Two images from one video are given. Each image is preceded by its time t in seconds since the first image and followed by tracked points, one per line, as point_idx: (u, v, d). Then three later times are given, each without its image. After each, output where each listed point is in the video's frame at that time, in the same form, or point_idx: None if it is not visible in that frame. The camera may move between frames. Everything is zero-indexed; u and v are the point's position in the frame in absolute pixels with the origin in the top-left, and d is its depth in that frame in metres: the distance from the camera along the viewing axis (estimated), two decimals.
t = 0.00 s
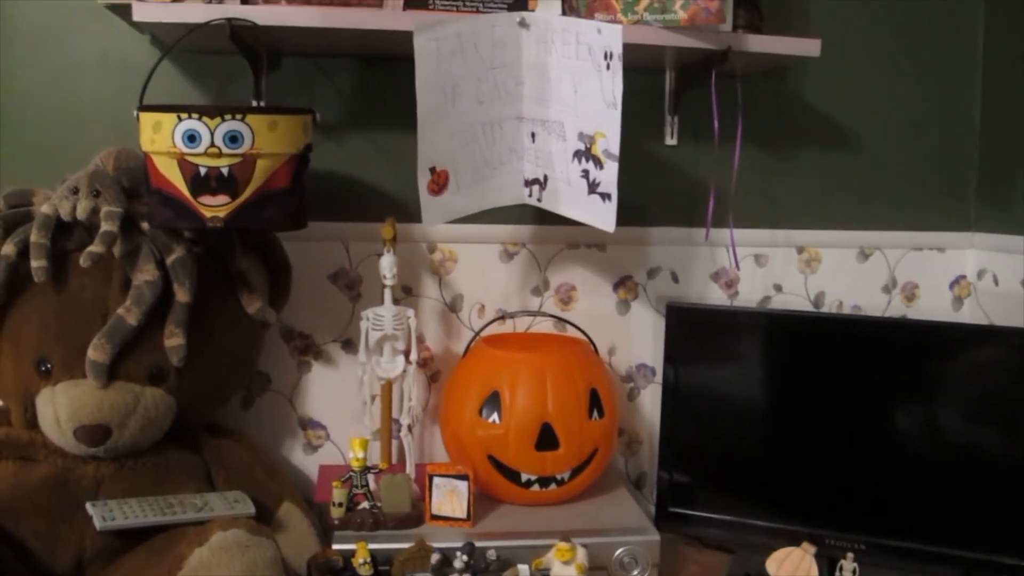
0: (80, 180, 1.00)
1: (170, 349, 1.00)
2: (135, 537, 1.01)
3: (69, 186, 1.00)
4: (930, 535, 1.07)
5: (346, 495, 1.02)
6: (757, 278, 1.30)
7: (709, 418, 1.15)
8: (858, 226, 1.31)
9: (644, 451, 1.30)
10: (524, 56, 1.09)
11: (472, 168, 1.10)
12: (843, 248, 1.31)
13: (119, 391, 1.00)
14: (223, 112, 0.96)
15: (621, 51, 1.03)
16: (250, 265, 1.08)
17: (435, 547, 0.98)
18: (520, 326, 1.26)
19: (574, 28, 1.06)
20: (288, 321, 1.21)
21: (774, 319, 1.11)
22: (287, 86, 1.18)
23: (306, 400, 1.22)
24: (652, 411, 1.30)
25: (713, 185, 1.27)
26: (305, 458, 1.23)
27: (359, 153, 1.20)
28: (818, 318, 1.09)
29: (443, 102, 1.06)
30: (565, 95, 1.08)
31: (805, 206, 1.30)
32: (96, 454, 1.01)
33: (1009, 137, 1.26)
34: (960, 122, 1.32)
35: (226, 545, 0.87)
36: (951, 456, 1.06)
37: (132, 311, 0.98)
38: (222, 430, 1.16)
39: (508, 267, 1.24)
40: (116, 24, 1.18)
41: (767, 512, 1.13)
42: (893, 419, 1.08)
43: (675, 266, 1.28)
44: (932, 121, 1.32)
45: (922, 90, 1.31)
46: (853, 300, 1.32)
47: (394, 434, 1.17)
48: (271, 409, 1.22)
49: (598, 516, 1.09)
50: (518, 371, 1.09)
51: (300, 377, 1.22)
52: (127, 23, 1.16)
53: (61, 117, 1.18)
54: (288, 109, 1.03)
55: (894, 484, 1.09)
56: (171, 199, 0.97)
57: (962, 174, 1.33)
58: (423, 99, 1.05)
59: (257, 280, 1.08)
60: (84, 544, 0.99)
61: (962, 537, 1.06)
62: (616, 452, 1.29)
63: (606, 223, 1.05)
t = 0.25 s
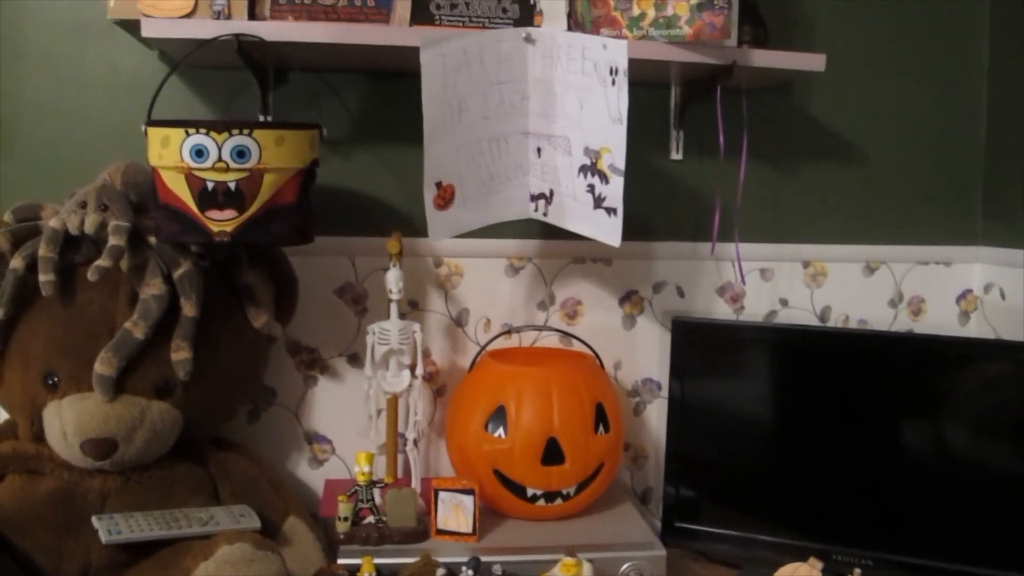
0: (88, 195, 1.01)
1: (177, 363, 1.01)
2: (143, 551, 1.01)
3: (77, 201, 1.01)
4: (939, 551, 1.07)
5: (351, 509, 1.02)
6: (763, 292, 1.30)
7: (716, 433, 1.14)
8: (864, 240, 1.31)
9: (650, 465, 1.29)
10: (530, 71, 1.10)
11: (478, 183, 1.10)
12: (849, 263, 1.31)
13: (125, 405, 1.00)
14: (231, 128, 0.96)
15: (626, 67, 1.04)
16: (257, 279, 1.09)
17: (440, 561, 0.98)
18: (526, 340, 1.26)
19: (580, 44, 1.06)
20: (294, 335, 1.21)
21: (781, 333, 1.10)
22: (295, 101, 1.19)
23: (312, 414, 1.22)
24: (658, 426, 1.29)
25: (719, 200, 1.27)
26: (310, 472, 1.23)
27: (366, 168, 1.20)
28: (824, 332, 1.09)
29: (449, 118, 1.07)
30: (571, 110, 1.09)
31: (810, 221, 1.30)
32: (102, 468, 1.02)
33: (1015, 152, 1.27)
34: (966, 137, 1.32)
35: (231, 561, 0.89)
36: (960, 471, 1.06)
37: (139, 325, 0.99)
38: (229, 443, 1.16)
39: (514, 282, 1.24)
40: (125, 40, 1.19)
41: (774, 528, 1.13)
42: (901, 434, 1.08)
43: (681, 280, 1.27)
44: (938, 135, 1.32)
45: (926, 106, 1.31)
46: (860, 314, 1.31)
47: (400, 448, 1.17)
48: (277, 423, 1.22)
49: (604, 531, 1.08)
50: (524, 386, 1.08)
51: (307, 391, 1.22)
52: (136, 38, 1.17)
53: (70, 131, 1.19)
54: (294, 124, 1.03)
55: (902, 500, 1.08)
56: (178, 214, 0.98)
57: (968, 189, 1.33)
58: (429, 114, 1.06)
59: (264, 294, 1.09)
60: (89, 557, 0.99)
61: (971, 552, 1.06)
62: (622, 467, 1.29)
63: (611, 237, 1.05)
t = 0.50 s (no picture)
0: (96, 208, 1.02)
1: (183, 376, 1.01)
2: (146, 563, 1.01)
3: (85, 214, 1.02)
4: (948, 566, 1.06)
5: (357, 523, 1.01)
6: (768, 305, 1.29)
7: (722, 446, 1.14)
8: (869, 253, 1.31)
9: (656, 479, 1.29)
10: (536, 85, 1.10)
11: (484, 197, 1.10)
12: (855, 276, 1.31)
13: (131, 418, 1.01)
14: (238, 142, 0.97)
15: (632, 81, 1.05)
16: (263, 292, 1.09)
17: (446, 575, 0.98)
18: (531, 354, 1.26)
19: (585, 58, 1.07)
20: (300, 348, 1.22)
21: (787, 347, 1.10)
22: (301, 115, 1.20)
23: (318, 427, 1.22)
24: (664, 439, 1.29)
25: (724, 214, 1.27)
26: (316, 485, 1.23)
27: (372, 181, 1.21)
28: (830, 345, 1.09)
29: (454, 132, 1.08)
30: (576, 124, 1.09)
31: (816, 234, 1.30)
32: (108, 481, 1.02)
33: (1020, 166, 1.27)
34: (971, 151, 1.32)
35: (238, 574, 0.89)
36: (967, 485, 1.05)
37: (145, 338, 0.99)
38: (234, 456, 1.16)
39: (520, 295, 1.24)
40: (133, 54, 1.20)
41: (781, 542, 1.12)
42: (907, 448, 1.07)
43: (686, 293, 1.27)
44: (943, 148, 1.32)
45: (931, 119, 1.32)
46: (866, 328, 1.31)
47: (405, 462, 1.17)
48: (282, 436, 1.22)
49: (610, 545, 1.08)
50: (529, 399, 1.08)
51: (312, 404, 1.22)
52: (144, 53, 1.18)
53: (78, 144, 1.20)
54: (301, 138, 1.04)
55: (909, 514, 1.07)
56: (185, 227, 0.98)
57: (973, 202, 1.33)
58: (436, 127, 1.07)
59: (269, 307, 1.09)
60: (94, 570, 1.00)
61: (979, 567, 1.05)
62: (628, 481, 1.28)
63: (617, 251, 1.06)
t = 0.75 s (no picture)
0: (102, 223, 1.02)
1: (188, 391, 1.01)
2: None
3: (92, 230, 1.02)
4: None
5: (361, 538, 1.01)
6: (773, 321, 1.29)
7: (728, 463, 1.14)
8: (874, 269, 1.31)
9: (661, 496, 1.28)
10: (541, 102, 1.10)
11: (489, 213, 1.11)
12: (860, 291, 1.30)
13: (137, 433, 1.01)
14: (244, 158, 0.98)
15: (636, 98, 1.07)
16: (268, 308, 1.09)
17: None
18: (536, 370, 1.25)
19: (589, 75, 1.08)
20: (305, 364, 1.22)
21: (793, 363, 1.10)
22: (307, 131, 1.20)
23: (322, 443, 1.22)
24: (669, 455, 1.28)
25: (729, 229, 1.27)
26: (320, 501, 1.22)
27: (377, 197, 1.21)
28: (836, 361, 1.09)
29: (459, 148, 1.09)
30: (581, 140, 1.10)
31: (821, 250, 1.30)
32: (113, 496, 1.02)
33: None
34: (975, 167, 1.33)
35: None
36: (975, 501, 1.05)
37: (151, 353, 0.99)
38: (239, 472, 1.16)
39: (525, 311, 1.24)
40: (141, 71, 1.21)
41: (788, 559, 1.11)
42: (914, 463, 1.07)
43: (691, 309, 1.27)
44: (948, 164, 1.32)
45: (935, 135, 1.32)
46: (871, 343, 1.31)
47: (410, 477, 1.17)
48: (287, 451, 1.22)
49: (615, 561, 1.07)
50: (534, 415, 1.08)
51: (317, 420, 1.22)
52: (151, 70, 1.19)
53: (86, 161, 1.21)
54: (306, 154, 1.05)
55: (917, 530, 1.07)
56: (191, 243, 0.99)
57: (977, 218, 1.33)
58: (441, 142, 1.08)
59: (275, 323, 1.09)
60: None
61: None
62: (633, 497, 1.28)
63: (621, 267, 1.07)
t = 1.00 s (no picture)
0: (109, 239, 1.03)
1: (193, 406, 1.02)
2: None
3: (98, 245, 1.03)
4: None
5: (366, 554, 1.00)
6: (778, 336, 1.29)
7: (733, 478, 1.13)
8: (879, 284, 1.31)
9: (667, 511, 1.28)
10: (545, 118, 1.11)
11: (494, 228, 1.11)
12: (865, 307, 1.30)
13: (142, 447, 1.01)
14: (250, 173, 0.98)
15: (640, 113, 1.07)
16: (273, 323, 1.09)
17: None
18: (541, 385, 1.25)
19: (594, 91, 1.08)
20: (309, 379, 1.22)
21: (798, 378, 1.10)
22: (312, 147, 1.21)
23: (327, 458, 1.22)
24: (674, 471, 1.28)
25: (733, 245, 1.27)
26: (325, 517, 1.22)
27: (381, 212, 1.22)
28: (841, 376, 1.09)
29: (465, 163, 1.09)
30: (586, 156, 1.10)
31: (825, 265, 1.30)
32: (117, 511, 1.03)
33: None
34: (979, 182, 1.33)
35: None
36: (982, 518, 1.04)
37: (156, 368, 1.00)
38: (244, 487, 1.16)
39: (530, 326, 1.24)
40: (148, 88, 1.22)
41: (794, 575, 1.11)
42: (921, 479, 1.06)
43: (696, 324, 1.27)
44: (952, 180, 1.33)
45: (938, 151, 1.32)
46: (877, 358, 1.31)
47: (414, 492, 1.17)
48: (291, 467, 1.21)
49: None
50: (538, 430, 1.08)
51: (321, 435, 1.22)
52: (158, 87, 1.20)
53: (92, 176, 1.22)
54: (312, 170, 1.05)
55: (925, 547, 1.06)
56: (197, 258, 0.99)
57: (982, 233, 1.33)
58: (447, 158, 1.08)
59: (280, 340, 1.09)
60: None
61: None
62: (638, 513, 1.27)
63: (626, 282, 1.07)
